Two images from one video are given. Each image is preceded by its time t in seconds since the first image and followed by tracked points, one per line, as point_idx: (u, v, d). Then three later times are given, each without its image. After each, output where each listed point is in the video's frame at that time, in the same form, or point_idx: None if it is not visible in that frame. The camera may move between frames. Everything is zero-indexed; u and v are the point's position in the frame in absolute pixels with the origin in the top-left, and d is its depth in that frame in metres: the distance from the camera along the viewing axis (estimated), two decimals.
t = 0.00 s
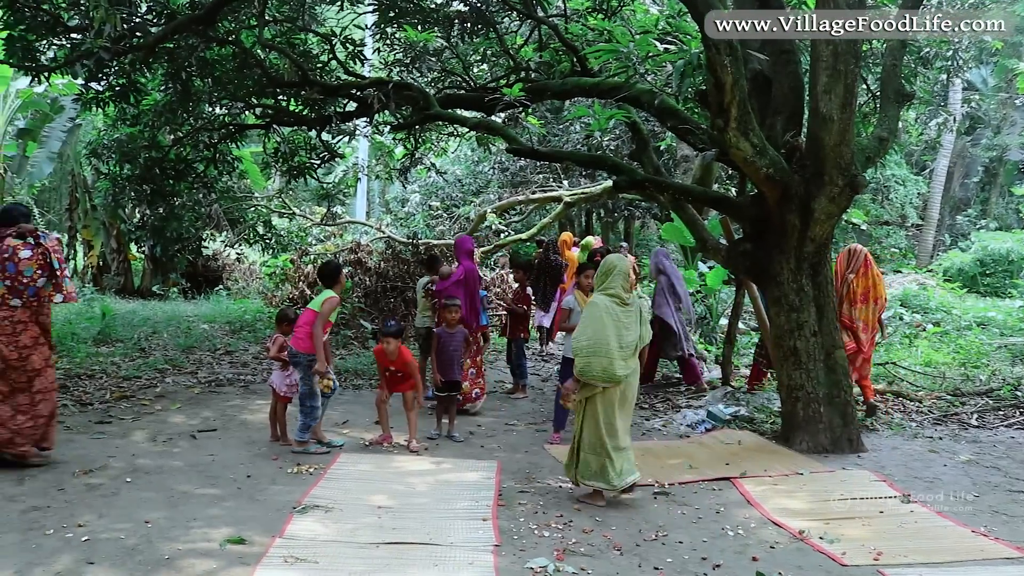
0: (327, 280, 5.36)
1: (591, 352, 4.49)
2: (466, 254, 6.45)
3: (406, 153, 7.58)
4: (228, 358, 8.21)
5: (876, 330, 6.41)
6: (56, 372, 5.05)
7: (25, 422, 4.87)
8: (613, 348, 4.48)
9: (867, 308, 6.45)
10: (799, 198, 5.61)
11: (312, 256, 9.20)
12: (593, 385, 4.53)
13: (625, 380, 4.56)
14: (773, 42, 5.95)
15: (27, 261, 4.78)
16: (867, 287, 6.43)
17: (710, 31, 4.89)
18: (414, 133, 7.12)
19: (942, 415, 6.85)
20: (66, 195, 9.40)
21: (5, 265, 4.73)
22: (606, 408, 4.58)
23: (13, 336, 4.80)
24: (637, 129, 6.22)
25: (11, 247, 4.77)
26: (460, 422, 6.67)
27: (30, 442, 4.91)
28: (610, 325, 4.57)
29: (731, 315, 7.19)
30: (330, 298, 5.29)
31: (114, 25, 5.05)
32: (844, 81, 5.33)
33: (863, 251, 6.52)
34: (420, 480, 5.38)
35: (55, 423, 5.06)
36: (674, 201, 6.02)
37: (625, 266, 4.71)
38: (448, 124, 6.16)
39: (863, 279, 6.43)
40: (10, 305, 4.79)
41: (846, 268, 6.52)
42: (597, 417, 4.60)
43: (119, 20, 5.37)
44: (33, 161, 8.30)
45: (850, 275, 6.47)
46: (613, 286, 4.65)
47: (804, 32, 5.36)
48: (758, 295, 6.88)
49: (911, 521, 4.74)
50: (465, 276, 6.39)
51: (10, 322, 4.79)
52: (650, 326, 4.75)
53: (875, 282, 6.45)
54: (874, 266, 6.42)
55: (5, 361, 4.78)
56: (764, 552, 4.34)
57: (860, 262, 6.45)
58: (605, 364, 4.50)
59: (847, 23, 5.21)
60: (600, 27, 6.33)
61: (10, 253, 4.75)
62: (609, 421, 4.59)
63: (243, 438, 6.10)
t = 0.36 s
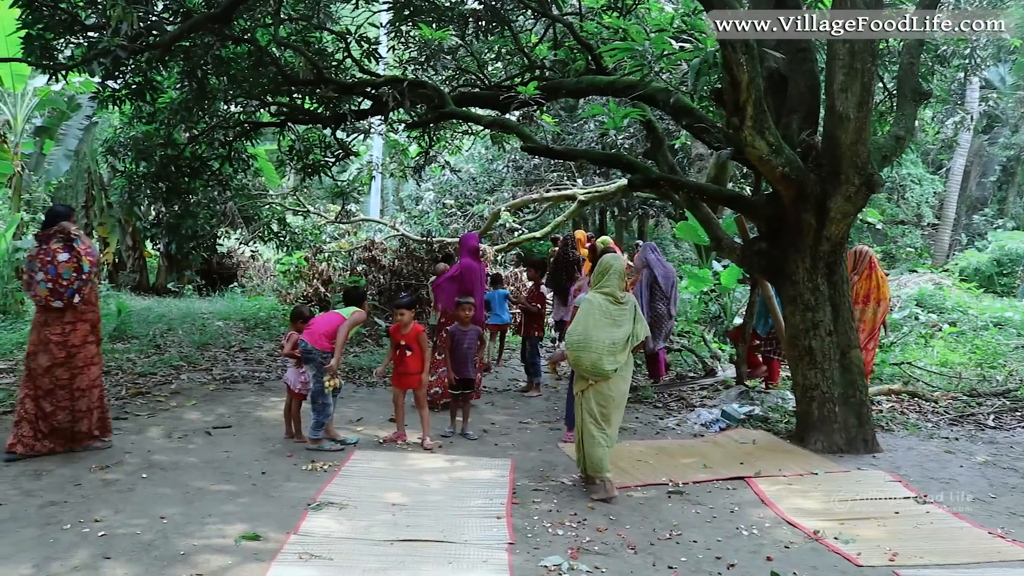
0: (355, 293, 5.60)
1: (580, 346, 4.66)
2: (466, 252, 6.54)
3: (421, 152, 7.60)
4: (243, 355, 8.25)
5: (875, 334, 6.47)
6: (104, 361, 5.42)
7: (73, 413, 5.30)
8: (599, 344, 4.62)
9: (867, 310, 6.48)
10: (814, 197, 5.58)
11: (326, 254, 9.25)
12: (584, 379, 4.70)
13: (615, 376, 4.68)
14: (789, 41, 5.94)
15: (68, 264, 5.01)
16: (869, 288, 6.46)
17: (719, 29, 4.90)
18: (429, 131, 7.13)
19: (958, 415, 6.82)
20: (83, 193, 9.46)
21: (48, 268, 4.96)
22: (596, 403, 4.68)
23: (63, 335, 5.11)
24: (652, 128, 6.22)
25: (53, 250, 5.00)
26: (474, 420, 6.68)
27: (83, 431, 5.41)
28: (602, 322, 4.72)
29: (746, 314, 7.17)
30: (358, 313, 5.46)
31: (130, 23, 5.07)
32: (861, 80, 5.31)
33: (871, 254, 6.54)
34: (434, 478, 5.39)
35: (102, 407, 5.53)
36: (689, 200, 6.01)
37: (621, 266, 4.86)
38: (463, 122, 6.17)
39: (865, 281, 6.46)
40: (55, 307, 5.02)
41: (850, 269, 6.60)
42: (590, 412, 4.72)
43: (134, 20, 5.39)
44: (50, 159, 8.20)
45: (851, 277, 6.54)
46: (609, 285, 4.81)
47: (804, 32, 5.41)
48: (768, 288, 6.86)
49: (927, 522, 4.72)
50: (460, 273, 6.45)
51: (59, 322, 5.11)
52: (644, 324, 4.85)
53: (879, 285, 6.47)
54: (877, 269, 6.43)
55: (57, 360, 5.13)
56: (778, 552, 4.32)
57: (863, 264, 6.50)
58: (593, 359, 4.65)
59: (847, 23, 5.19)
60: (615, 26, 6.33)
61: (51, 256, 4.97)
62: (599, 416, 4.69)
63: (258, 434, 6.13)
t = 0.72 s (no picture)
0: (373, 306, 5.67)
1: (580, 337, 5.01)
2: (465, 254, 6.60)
3: (436, 153, 7.63)
4: (256, 355, 8.29)
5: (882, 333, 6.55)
6: (141, 362, 5.47)
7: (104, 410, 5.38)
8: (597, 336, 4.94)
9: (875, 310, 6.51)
10: (830, 200, 5.56)
11: (340, 254, 9.29)
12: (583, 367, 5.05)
13: (611, 367, 5.00)
14: (804, 42, 5.92)
15: (114, 259, 5.17)
16: (878, 289, 6.47)
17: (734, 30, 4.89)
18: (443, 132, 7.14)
19: (974, 419, 6.78)
20: (100, 193, 9.54)
21: (97, 262, 5.17)
22: (595, 390, 5.02)
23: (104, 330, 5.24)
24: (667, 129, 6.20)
25: (102, 244, 5.20)
26: (487, 422, 6.69)
27: (115, 429, 5.45)
28: (602, 316, 5.01)
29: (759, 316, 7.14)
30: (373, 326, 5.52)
31: (146, 24, 5.10)
32: (877, 81, 5.29)
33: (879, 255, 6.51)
34: (447, 479, 5.40)
35: (131, 409, 5.54)
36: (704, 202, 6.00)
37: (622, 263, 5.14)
38: (477, 123, 6.18)
39: (876, 283, 6.46)
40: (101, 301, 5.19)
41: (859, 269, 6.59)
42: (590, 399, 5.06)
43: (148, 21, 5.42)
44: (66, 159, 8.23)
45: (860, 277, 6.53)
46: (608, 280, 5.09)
47: (805, 32, 5.35)
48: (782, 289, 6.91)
49: (942, 527, 4.69)
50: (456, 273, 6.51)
51: (102, 316, 5.23)
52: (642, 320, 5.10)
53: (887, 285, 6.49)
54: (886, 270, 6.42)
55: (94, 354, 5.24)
56: (792, 556, 4.31)
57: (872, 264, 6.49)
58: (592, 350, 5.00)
59: (847, 23, 5.20)
60: (630, 27, 6.34)
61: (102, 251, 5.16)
62: (597, 403, 5.02)
63: (272, 434, 6.15)
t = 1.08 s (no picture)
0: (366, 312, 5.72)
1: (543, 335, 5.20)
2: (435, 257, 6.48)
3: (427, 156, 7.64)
4: (247, 358, 8.27)
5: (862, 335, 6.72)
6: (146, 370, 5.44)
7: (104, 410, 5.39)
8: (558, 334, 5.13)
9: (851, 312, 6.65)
10: (821, 202, 5.57)
11: (331, 257, 9.28)
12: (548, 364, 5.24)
13: (574, 363, 5.17)
14: (795, 45, 5.96)
15: (125, 262, 5.16)
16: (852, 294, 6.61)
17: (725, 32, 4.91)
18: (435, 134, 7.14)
19: (964, 420, 6.80)
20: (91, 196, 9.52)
21: (110, 263, 5.16)
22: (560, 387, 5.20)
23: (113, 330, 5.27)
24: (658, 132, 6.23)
25: (118, 246, 5.18)
26: (479, 424, 6.68)
27: (117, 434, 5.44)
28: (565, 315, 5.17)
29: (750, 318, 7.16)
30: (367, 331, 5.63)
31: (137, 26, 5.10)
32: (868, 84, 5.31)
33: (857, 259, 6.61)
34: (439, 482, 5.38)
35: (133, 417, 5.51)
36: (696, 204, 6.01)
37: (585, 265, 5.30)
38: (469, 125, 6.19)
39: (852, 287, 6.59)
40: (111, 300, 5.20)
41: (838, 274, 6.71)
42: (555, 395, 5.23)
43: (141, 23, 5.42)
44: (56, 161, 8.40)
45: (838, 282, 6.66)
46: (571, 278, 5.24)
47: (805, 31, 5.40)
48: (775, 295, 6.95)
49: (933, 527, 4.70)
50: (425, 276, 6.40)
51: (111, 318, 5.25)
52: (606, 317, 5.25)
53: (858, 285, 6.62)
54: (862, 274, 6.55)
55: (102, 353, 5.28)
56: (784, 557, 4.32)
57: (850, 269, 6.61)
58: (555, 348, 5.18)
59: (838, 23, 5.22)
60: (621, 29, 6.36)
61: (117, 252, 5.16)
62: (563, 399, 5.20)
63: (263, 438, 6.14)
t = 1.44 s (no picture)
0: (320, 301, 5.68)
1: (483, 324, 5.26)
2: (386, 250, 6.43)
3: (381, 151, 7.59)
4: (201, 356, 8.13)
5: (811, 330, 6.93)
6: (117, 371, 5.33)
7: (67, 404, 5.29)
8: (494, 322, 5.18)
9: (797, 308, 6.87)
10: (774, 197, 5.61)
11: (286, 253, 9.17)
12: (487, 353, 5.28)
13: (511, 352, 5.19)
14: (749, 42, 6.01)
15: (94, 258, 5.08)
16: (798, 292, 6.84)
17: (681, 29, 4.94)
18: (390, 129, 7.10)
19: (912, 411, 6.95)
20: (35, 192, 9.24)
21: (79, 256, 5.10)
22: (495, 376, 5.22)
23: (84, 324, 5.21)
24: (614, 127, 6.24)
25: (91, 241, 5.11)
26: (435, 420, 6.66)
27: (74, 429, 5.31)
28: (504, 305, 5.23)
29: (706, 312, 7.23)
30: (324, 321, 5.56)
31: (86, 18, 4.98)
32: (820, 81, 5.37)
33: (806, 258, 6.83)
34: (394, 479, 5.35)
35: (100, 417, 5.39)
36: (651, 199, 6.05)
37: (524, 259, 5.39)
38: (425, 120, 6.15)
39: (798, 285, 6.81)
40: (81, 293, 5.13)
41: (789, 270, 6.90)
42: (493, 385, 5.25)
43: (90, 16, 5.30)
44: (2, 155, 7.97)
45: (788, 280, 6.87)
46: (509, 269, 5.34)
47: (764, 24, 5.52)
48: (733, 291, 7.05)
49: (882, 518, 4.79)
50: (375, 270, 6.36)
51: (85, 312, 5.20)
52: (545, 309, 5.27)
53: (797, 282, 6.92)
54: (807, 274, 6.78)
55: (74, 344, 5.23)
56: (737, 549, 4.36)
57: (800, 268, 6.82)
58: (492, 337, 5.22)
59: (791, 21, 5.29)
60: (576, 25, 6.36)
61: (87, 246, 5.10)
62: (498, 388, 5.22)
63: (215, 436, 6.04)
